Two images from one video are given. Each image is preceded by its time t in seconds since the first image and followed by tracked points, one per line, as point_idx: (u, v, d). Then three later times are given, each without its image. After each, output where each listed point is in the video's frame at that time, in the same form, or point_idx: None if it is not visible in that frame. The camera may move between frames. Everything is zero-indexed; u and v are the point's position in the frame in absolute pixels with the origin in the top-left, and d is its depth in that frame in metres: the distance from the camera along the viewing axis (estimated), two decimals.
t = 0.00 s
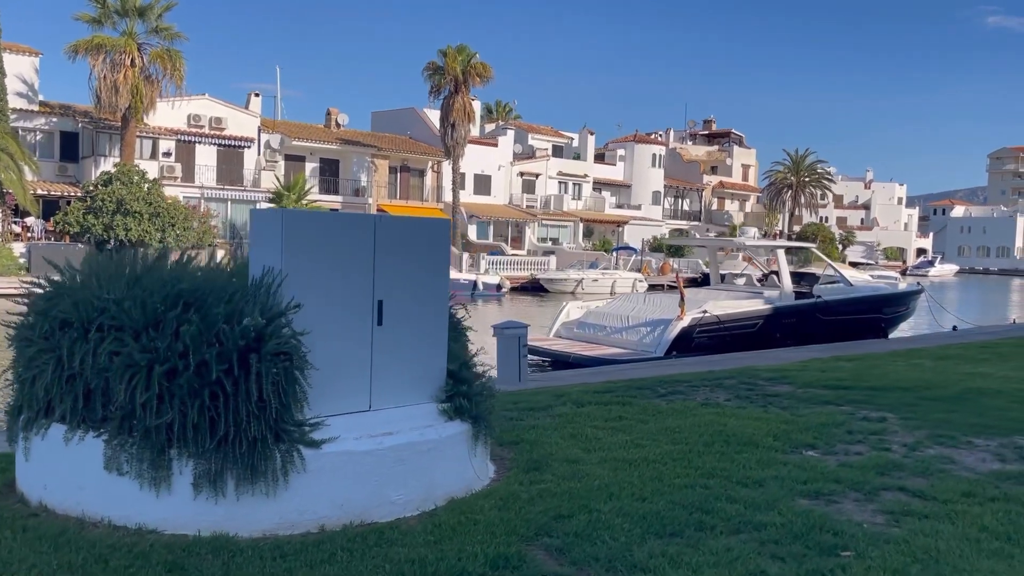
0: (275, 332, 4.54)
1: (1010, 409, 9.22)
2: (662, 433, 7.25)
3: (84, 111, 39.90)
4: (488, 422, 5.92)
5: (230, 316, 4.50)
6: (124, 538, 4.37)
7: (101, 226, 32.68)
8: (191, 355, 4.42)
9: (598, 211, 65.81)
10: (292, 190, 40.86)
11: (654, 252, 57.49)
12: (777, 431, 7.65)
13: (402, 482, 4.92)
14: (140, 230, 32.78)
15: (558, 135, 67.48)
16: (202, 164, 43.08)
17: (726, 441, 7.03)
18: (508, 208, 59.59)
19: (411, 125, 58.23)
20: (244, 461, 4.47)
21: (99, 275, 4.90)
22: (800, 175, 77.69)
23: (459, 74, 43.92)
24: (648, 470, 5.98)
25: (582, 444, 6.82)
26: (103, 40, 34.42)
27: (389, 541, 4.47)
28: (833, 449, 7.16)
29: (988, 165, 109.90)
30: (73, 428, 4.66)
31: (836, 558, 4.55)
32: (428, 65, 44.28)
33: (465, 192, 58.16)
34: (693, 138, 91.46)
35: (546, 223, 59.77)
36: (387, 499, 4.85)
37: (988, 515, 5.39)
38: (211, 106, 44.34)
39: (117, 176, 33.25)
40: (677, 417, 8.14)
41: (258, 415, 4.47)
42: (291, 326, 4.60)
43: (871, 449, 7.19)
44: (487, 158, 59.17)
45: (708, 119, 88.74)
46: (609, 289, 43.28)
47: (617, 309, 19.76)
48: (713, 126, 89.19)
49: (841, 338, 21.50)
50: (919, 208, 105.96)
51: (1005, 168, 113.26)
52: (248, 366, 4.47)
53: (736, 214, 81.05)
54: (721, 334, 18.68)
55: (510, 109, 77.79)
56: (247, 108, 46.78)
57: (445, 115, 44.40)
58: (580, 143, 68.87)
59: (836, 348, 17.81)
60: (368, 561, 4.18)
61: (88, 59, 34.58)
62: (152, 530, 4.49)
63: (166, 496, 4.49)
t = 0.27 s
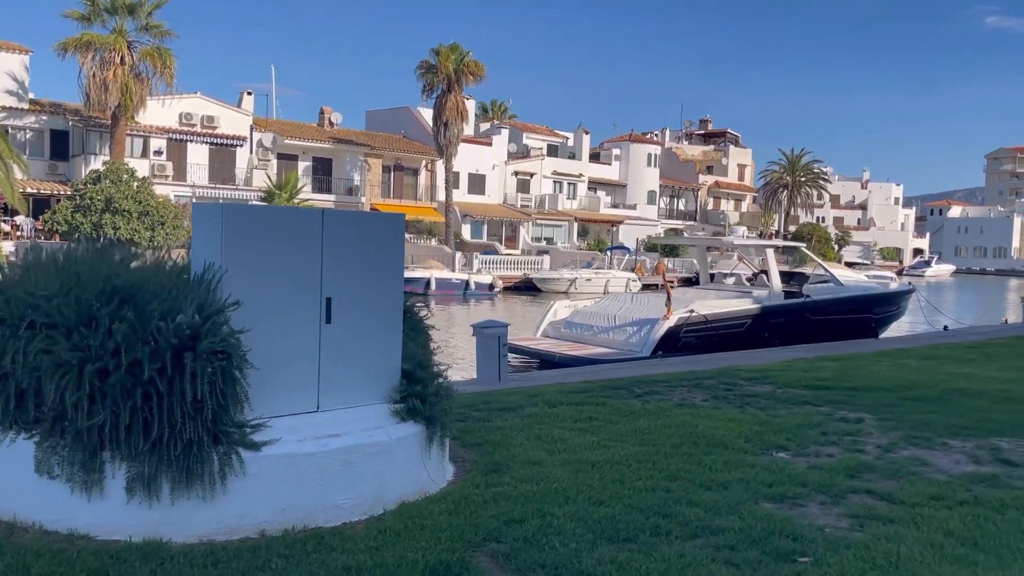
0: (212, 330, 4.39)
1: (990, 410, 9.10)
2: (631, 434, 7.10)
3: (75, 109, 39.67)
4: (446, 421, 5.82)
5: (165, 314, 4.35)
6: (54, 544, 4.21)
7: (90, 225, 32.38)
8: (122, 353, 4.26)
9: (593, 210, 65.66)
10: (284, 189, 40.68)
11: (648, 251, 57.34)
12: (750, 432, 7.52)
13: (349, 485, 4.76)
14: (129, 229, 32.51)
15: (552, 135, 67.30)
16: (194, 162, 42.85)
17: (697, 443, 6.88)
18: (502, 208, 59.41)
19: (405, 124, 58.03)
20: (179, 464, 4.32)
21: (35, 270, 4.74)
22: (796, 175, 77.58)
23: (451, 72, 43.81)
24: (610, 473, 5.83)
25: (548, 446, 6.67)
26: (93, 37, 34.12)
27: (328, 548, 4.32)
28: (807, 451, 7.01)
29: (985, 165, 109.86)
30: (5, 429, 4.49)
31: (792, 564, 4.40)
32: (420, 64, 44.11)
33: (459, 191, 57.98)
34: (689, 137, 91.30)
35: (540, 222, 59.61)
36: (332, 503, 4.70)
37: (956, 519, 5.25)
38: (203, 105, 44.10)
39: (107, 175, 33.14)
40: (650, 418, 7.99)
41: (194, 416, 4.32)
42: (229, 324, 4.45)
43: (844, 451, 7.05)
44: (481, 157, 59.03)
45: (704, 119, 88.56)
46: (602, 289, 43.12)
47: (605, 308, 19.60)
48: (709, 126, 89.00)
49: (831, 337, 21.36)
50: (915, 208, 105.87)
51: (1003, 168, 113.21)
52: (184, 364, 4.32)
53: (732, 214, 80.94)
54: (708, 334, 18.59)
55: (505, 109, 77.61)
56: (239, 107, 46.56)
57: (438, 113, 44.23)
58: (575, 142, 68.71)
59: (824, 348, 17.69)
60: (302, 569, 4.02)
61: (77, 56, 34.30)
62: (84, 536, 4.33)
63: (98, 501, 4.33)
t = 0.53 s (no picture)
0: (146, 337, 4.25)
1: (970, 417, 8.96)
2: (599, 443, 6.97)
3: (65, 110, 39.53)
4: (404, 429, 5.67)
5: (97, 320, 4.20)
6: None
7: (78, 226, 32.21)
8: (52, 361, 4.11)
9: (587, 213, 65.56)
10: (275, 191, 40.52)
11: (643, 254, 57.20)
12: (723, 440, 7.38)
13: (293, 498, 4.62)
14: (117, 231, 32.44)
15: (547, 137, 67.20)
16: (185, 164, 42.71)
17: (665, 451, 6.75)
18: (496, 210, 59.28)
19: (399, 126, 57.92)
20: (111, 477, 4.18)
21: None
22: (791, 177, 77.54)
23: (444, 74, 43.68)
24: (571, 484, 5.68)
25: (513, 454, 6.53)
26: (82, 38, 33.98)
27: (265, 564, 4.17)
28: (778, 460, 6.87)
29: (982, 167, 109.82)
30: None
31: None
32: (413, 66, 43.99)
33: (453, 194, 57.84)
34: (685, 139, 91.22)
35: (535, 224, 59.46)
36: (275, 516, 4.55)
37: (921, 531, 5.10)
38: (195, 106, 43.95)
39: (95, 176, 33.02)
40: (622, 425, 7.85)
41: (126, 427, 4.17)
42: (166, 331, 4.32)
43: (817, 460, 6.91)
44: (475, 159, 58.92)
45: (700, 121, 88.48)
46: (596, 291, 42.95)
47: (592, 312, 19.47)
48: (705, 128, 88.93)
49: (820, 341, 21.22)
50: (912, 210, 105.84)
51: (1000, 171, 113.15)
52: (115, 373, 4.17)
53: (727, 217, 80.86)
54: (695, 338, 18.49)
55: (501, 111, 77.53)
56: (232, 108, 46.42)
57: (430, 116, 44.17)
58: (570, 144, 68.61)
59: (811, 352, 17.56)
60: None
61: (66, 57, 34.13)
62: (13, 552, 4.17)
63: (27, 516, 4.18)
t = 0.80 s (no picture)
0: (84, 345, 4.06)
1: (958, 424, 8.78)
2: (575, 451, 6.79)
3: (58, 112, 39.31)
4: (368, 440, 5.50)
5: (32, 328, 4.02)
6: None
7: (69, 229, 32.03)
8: None
9: (584, 215, 65.42)
10: (269, 194, 40.34)
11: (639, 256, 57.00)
12: (702, 448, 7.19)
13: (243, 513, 4.43)
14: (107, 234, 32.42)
15: (544, 140, 67.07)
16: (179, 167, 42.55)
17: (641, 460, 6.57)
18: (492, 212, 59.10)
19: (395, 129, 57.76)
20: (48, 493, 4.00)
21: None
22: (789, 180, 77.45)
23: (438, 77, 43.49)
24: (538, 496, 5.51)
25: (482, 464, 6.34)
26: (72, 41, 33.82)
27: None
28: (758, 470, 6.68)
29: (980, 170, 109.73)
30: None
31: None
32: (408, 68, 43.81)
33: (449, 197, 57.68)
34: (682, 142, 91.06)
35: (531, 227, 59.30)
36: (224, 530, 4.37)
37: (901, 546, 4.91)
38: (188, 108, 43.75)
39: (87, 179, 33.17)
40: (600, 433, 7.67)
41: (62, 439, 3.99)
42: (106, 339, 4.13)
43: (798, 469, 6.73)
44: (471, 162, 58.80)
45: (698, 124, 88.34)
46: (591, 294, 42.77)
47: (582, 315, 19.30)
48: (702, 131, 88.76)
49: (813, 344, 21.02)
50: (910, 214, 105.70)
51: (998, 174, 113.08)
52: (51, 382, 3.99)
53: (725, 219, 80.74)
54: (687, 342, 18.33)
55: (497, 113, 77.38)
56: (226, 111, 46.27)
57: (425, 118, 44.04)
58: (566, 147, 68.45)
59: (802, 357, 17.39)
60: None
61: (58, 60, 34.00)
62: None
63: None
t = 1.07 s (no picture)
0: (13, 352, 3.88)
1: (947, 430, 8.59)
2: (550, 459, 6.60)
3: (51, 116, 39.15)
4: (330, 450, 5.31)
5: None
6: None
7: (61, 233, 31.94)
8: None
9: (581, 219, 65.25)
10: (263, 198, 40.01)
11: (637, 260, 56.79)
12: (682, 456, 6.99)
13: (188, 527, 4.24)
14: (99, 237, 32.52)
15: (541, 143, 66.93)
16: (173, 170, 42.40)
17: (616, 468, 6.38)
18: (489, 216, 58.91)
19: (391, 133, 57.63)
20: None
21: None
22: (786, 184, 77.34)
23: (433, 80, 43.35)
24: (506, 506, 5.31)
25: (453, 472, 6.14)
26: (65, 44, 33.65)
27: None
28: (738, 478, 6.48)
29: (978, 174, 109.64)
30: None
31: None
32: (403, 71, 43.71)
33: (445, 200, 57.50)
34: (680, 146, 90.93)
35: (527, 231, 59.10)
36: (167, 545, 4.18)
37: (878, 559, 4.73)
38: (182, 112, 43.64)
39: (79, 182, 33.13)
40: (578, 440, 7.48)
41: None
42: (39, 345, 3.96)
43: (780, 478, 6.54)
44: (468, 165, 58.65)
45: (695, 128, 88.21)
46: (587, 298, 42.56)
47: (573, 320, 19.13)
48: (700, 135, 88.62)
49: (807, 349, 20.81)
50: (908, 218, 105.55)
51: (996, 178, 113.03)
52: None
53: (722, 223, 80.58)
54: (679, 346, 18.15)
55: (495, 118, 77.28)
56: (221, 114, 46.07)
57: (420, 122, 43.90)
58: (563, 151, 68.31)
59: (795, 362, 17.20)
60: None
61: (49, 63, 33.75)
62: None
63: None
